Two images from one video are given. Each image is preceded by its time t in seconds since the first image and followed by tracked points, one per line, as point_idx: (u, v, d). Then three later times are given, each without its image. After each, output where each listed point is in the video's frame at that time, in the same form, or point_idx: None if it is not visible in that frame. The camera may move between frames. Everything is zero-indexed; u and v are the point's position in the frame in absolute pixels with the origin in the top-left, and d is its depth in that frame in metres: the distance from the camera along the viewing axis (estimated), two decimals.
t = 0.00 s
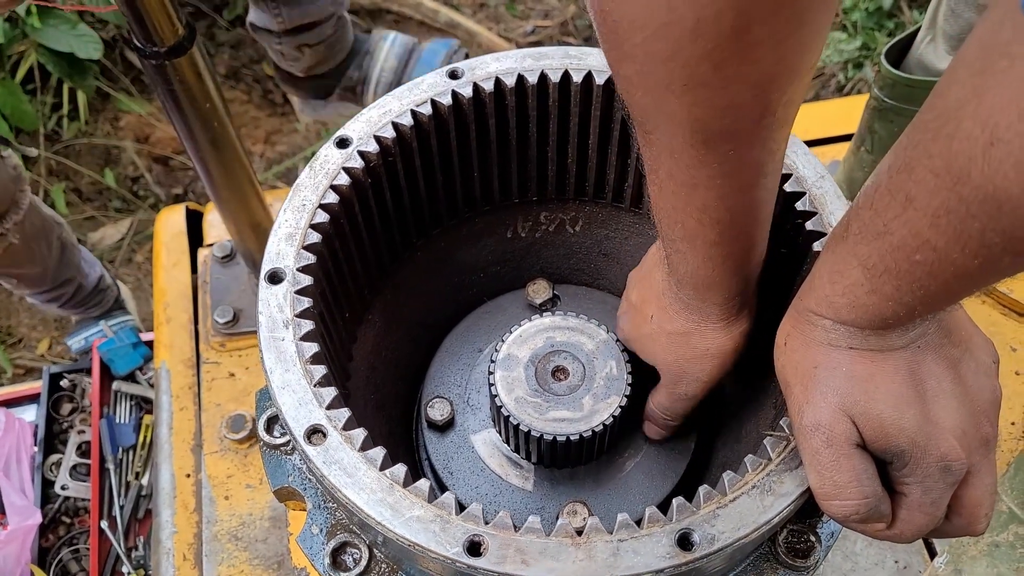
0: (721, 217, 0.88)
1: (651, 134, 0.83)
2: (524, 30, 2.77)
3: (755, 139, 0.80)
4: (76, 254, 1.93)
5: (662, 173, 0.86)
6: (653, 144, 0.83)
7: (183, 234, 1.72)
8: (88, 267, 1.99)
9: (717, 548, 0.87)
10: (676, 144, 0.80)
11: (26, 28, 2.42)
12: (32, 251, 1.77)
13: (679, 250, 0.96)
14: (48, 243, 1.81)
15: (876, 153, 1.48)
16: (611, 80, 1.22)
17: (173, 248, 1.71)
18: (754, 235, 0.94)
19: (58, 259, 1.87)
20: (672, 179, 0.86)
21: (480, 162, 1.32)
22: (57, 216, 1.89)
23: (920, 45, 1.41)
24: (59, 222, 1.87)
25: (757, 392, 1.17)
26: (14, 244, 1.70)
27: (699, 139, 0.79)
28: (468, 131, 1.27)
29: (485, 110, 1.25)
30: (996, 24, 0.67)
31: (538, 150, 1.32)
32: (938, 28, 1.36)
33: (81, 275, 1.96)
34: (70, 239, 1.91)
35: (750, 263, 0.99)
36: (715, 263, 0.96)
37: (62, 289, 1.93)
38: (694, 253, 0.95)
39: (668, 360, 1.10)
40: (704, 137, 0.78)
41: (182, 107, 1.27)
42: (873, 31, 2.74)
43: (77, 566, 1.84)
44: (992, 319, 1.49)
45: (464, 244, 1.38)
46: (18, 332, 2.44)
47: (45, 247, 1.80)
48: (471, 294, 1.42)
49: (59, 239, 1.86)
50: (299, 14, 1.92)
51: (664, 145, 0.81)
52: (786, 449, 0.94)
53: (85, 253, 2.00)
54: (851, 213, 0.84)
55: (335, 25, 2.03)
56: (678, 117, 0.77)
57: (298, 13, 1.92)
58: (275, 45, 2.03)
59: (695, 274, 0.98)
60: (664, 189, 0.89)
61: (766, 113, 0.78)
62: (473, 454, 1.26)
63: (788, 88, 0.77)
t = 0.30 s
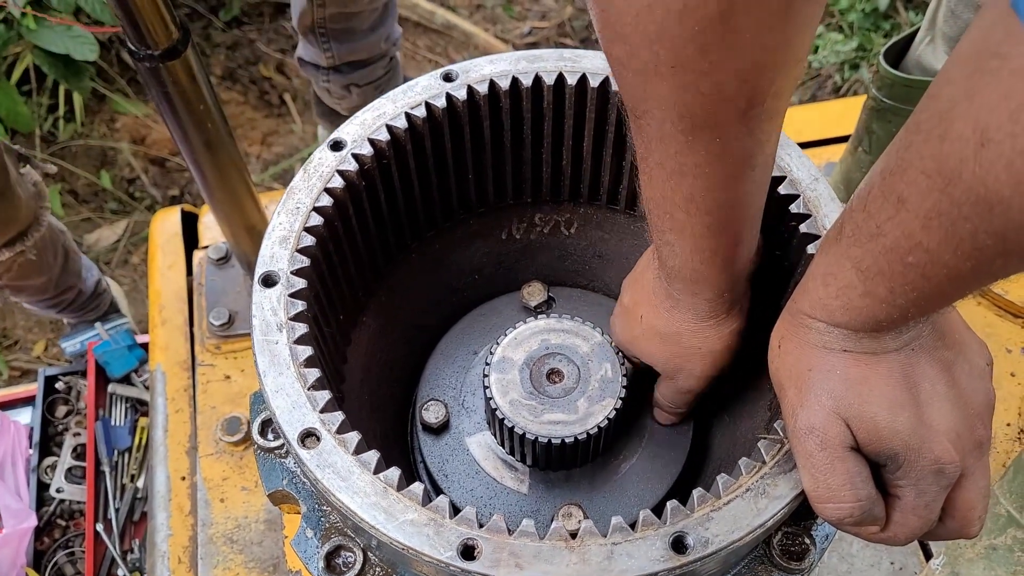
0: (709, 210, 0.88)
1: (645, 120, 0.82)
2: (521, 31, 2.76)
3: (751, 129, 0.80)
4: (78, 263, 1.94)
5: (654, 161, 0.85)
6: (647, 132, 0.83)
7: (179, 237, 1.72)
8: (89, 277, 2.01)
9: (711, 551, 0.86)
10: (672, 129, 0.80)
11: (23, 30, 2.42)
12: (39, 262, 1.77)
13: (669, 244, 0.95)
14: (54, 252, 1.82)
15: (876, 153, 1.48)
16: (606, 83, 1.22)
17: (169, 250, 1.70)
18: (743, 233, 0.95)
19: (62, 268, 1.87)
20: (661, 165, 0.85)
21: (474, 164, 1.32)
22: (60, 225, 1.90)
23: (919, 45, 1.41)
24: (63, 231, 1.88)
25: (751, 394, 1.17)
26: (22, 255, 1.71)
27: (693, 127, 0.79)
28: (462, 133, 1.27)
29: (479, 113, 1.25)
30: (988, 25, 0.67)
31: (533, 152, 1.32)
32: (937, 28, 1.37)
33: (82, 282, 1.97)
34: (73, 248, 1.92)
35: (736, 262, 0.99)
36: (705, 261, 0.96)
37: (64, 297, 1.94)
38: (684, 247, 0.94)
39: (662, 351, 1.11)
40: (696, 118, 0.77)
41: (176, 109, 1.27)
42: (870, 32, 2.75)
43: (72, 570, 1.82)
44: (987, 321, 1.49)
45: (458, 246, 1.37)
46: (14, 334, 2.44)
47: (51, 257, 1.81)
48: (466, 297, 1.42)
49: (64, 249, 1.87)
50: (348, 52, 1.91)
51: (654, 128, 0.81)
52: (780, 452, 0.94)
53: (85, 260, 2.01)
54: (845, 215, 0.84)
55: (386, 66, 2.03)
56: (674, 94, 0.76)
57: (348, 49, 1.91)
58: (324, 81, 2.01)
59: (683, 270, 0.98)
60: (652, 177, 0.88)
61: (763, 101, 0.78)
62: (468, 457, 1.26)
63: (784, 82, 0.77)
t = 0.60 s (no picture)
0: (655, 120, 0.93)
1: None
2: (520, 31, 2.76)
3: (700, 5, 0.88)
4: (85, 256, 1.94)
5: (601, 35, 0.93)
6: None
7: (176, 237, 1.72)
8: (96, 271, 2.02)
9: (706, 552, 0.86)
10: None
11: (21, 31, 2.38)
12: (52, 250, 1.78)
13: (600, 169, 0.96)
14: (63, 243, 1.82)
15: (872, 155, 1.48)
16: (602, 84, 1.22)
17: (166, 250, 1.70)
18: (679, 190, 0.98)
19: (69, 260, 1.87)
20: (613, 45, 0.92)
21: (470, 165, 1.32)
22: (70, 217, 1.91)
23: (916, 48, 1.42)
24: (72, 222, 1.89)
25: (747, 395, 1.17)
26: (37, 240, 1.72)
27: None
28: (458, 134, 1.27)
29: (475, 113, 1.25)
30: (986, 24, 0.67)
31: (529, 153, 1.32)
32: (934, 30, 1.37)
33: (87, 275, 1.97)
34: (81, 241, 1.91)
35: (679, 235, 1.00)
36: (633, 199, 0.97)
37: (71, 289, 1.93)
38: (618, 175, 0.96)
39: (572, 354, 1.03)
40: None
41: (173, 109, 1.27)
42: (867, 32, 2.75)
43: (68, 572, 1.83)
44: (984, 321, 1.49)
45: (455, 248, 1.38)
46: (12, 334, 2.43)
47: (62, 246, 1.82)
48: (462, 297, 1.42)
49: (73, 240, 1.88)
50: (353, 73, 1.91)
51: None
52: (775, 453, 0.94)
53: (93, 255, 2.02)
54: (841, 215, 0.84)
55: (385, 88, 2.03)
56: None
57: (354, 70, 1.91)
58: (320, 93, 2.00)
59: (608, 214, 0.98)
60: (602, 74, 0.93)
61: None
62: (464, 457, 1.26)
63: None
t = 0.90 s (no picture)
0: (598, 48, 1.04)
1: None
2: (518, 32, 2.76)
3: None
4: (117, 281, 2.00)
5: None
6: None
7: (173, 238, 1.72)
8: (129, 297, 2.08)
9: (697, 554, 0.87)
10: None
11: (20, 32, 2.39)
12: (80, 273, 1.83)
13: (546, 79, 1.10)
14: (94, 269, 1.88)
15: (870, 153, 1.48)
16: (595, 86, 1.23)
17: (162, 251, 1.70)
18: (627, 113, 1.10)
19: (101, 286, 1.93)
20: None
21: (464, 166, 1.33)
22: (104, 245, 1.98)
23: (916, 47, 1.42)
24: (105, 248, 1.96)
25: (740, 398, 1.17)
26: (64, 260, 1.76)
27: None
28: (452, 136, 1.27)
29: (469, 116, 1.25)
30: (971, 23, 0.68)
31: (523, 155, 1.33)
32: (935, 29, 1.36)
33: (120, 301, 2.03)
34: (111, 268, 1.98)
35: (621, 164, 1.14)
36: (574, 118, 1.11)
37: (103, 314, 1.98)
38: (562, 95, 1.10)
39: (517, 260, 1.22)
40: None
41: (168, 111, 1.27)
42: (866, 32, 2.75)
43: (67, 570, 1.82)
44: (980, 322, 1.49)
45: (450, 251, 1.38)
46: (10, 335, 2.43)
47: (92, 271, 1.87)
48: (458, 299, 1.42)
49: (104, 266, 1.94)
50: (353, 65, 1.92)
51: None
52: (766, 455, 0.94)
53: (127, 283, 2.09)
54: (831, 217, 0.85)
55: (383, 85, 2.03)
56: None
57: (353, 62, 1.91)
58: (317, 87, 1.99)
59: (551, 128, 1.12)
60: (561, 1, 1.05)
61: None
62: (459, 459, 1.26)
63: None
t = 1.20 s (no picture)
0: (541, 139, 1.11)
1: (486, 46, 1.07)
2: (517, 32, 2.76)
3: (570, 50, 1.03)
4: (117, 290, 2.02)
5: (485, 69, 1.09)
6: (482, 38, 1.07)
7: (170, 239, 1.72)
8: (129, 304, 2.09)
9: (691, 554, 0.87)
10: (501, 36, 1.05)
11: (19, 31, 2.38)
12: (82, 290, 1.83)
13: (491, 167, 1.17)
14: (94, 282, 1.89)
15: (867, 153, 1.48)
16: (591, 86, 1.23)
17: (159, 252, 1.70)
18: (567, 189, 1.19)
19: (103, 298, 1.95)
20: (496, 79, 1.08)
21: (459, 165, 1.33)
22: (99, 256, 1.98)
23: (913, 46, 1.42)
24: (100, 260, 1.96)
25: (734, 398, 1.18)
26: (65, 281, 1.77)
27: (518, 44, 1.04)
28: (447, 135, 1.27)
29: (465, 115, 1.25)
30: (966, 17, 0.67)
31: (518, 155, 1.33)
32: (932, 28, 1.36)
33: (121, 310, 2.04)
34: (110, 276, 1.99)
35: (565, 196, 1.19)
36: (522, 196, 1.17)
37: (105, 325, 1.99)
38: (507, 178, 1.16)
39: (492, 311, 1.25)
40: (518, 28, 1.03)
41: (164, 111, 1.27)
42: (865, 31, 2.75)
43: (66, 570, 1.84)
44: (977, 321, 1.49)
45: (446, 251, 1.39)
46: (10, 335, 2.43)
47: (92, 285, 1.88)
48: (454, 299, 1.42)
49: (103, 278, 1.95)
50: (352, 58, 1.91)
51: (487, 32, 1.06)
52: (760, 455, 0.94)
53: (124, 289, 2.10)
54: (826, 216, 0.85)
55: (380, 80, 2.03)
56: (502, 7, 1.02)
57: (350, 56, 1.90)
58: (315, 89, 2.00)
59: (501, 210, 1.19)
60: (487, 101, 1.11)
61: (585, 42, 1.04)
62: (454, 459, 1.26)
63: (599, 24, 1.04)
